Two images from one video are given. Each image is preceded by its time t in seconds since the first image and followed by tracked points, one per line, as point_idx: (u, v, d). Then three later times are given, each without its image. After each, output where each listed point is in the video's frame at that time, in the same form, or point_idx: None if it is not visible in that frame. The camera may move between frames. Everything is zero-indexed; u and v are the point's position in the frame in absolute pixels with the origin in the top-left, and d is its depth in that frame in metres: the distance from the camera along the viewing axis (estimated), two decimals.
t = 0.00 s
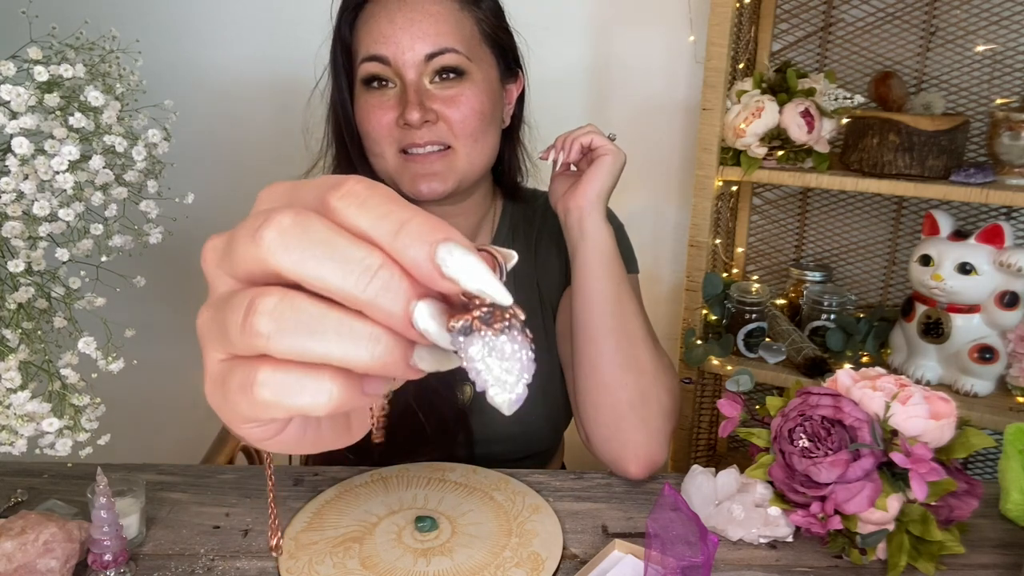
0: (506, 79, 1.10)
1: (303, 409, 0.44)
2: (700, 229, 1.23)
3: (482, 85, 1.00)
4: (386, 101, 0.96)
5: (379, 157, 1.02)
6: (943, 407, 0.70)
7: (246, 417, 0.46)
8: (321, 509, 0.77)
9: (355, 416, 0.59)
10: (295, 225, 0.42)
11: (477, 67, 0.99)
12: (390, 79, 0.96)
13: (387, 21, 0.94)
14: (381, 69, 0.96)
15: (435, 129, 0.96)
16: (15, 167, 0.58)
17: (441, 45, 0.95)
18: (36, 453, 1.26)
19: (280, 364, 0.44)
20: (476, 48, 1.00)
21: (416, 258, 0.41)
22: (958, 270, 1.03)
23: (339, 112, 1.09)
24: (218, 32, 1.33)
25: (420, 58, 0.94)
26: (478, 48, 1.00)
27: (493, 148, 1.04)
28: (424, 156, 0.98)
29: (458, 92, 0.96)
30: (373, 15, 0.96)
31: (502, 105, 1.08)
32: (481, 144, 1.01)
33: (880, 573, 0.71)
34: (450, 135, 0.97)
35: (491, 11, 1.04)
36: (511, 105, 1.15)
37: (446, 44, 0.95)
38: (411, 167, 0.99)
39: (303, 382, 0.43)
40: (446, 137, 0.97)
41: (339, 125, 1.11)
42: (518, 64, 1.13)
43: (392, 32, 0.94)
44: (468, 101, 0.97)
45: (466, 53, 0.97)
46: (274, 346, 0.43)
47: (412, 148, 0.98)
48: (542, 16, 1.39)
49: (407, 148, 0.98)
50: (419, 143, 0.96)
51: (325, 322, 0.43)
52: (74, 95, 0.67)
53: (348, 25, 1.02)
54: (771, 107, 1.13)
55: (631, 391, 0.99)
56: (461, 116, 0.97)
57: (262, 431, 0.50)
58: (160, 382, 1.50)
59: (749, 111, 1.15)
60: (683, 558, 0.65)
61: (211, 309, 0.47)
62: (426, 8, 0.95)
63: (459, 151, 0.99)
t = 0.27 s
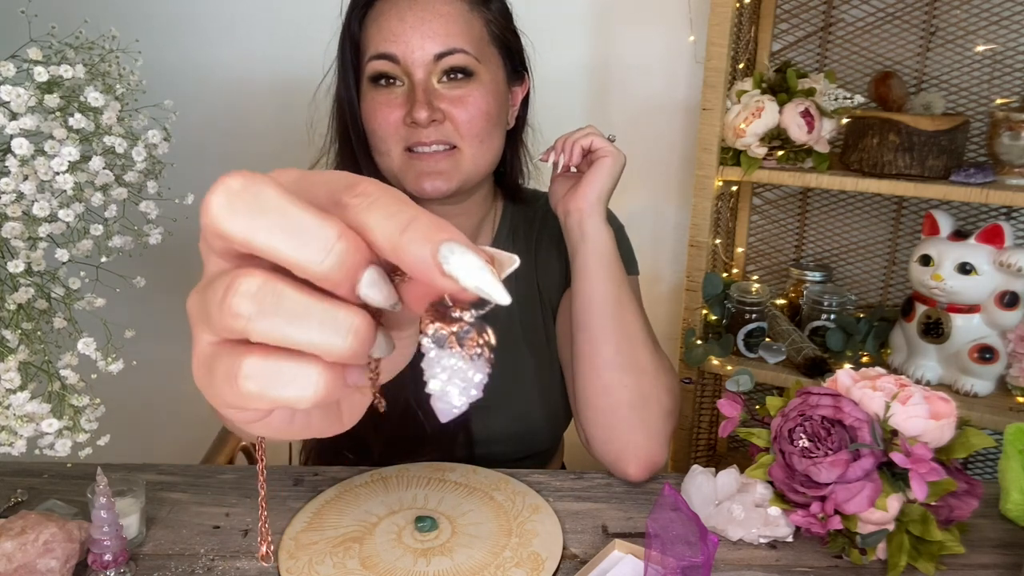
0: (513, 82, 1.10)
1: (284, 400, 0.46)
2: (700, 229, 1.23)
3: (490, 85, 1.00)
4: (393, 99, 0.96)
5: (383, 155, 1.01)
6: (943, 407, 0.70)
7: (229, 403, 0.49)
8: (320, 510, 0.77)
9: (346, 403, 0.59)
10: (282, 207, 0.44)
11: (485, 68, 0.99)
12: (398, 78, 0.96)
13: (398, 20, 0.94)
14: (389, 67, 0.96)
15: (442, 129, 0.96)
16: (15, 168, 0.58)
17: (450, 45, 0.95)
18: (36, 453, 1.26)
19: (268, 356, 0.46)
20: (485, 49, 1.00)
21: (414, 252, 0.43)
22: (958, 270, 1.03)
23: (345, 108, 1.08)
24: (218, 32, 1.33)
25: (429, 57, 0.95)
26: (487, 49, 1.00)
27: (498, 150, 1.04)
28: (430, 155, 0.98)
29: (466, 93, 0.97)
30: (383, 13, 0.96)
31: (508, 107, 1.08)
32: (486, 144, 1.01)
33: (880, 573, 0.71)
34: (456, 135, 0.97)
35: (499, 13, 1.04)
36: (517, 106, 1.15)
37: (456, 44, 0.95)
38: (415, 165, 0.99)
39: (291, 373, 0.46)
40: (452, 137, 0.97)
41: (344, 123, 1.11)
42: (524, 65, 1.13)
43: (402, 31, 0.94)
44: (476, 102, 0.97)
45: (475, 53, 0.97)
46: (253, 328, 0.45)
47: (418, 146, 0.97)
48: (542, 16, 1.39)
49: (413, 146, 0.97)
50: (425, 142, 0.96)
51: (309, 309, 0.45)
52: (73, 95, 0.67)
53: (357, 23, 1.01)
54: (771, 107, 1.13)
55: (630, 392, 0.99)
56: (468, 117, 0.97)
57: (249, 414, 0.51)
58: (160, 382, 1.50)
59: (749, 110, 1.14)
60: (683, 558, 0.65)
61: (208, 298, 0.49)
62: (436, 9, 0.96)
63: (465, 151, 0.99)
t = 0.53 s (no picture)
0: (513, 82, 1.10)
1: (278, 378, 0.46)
2: (700, 229, 1.23)
3: (490, 86, 1.00)
4: (394, 99, 0.96)
5: (384, 154, 1.01)
6: (943, 407, 0.70)
7: (228, 386, 0.49)
8: (320, 510, 0.77)
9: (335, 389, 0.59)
10: (270, 188, 0.43)
11: (486, 68, 1.00)
12: (399, 77, 0.96)
13: (399, 19, 0.94)
14: (390, 67, 0.95)
15: (442, 128, 0.96)
16: (15, 168, 0.58)
17: (451, 44, 0.95)
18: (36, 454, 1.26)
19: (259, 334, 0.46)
20: (486, 49, 1.00)
21: (391, 243, 0.42)
22: (958, 271, 1.03)
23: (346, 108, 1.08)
24: (218, 32, 1.33)
25: (430, 57, 0.95)
26: (488, 49, 1.00)
27: (498, 150, 1.04)
28: (431, 154, 0.97)
29: (467, 92, 0.97)
30: (384, 13, 0.96)
31: (508, 107, 1.08)
32: (487, 144, 1.01)
33: (880, 573, 0.71)
34: (457, 135, 0.97)
35: (500, 13, 1.04)
36: (517, 106, 1.15)
37: (457, 43, 0.96)
38: (416, 164, 0.98)
39: (285, 354, 0.46)
40: (453, 136, 0.97)
41: (345, 123, 1.11)
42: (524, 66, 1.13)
43: (403, 30, 0.94)
44: (476, 102, 0.97)
45: (476, 53, 0.98)
46: (255, 310, 0.44)
47: (418, 146, 0.97)
48: (542, 16, 1.39)
49: (414, 145, 0.97)
50: (426, 141, 0.96)
51: (305, 292, 0.45)
52: (73, 95, 0.67)
53: (358, 23, 1.01)
54: (771, 107, 1.13)
55: (630, 393, 1.00)
56: (469, 116, 0.97)
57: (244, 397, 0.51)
58: (160, 382, 1.50)
59: (749, 111, 1.14)
60: (683, 558, 0.65)
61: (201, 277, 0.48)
62: (437, 8, 0.96)
63: (466, 150, 0.99)
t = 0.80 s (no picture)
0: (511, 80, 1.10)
1: (193, 375, 0.40)
2: (700, 229, 1.23)
3: (489, 84, 1.00)
4: (392, 97, 0.96)
5: (382, 152, 1.01)
6: (943, 407, 0.70)
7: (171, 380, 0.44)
8: (320, 509, 0.77)
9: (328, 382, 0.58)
10: (249, 180, 0.40)
11: (484, 66, 1.00)
12: (396, 75, 0.96)
13: (396, 17, 0.94)
14: (388, 65, 0.95)
15: (440, 126, 0.96)
16: (15, 167, 0.58)
17: (448, 42, 0.95)
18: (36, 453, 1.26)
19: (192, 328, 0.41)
20: (483, 47, 1.00)
21: (356, 244, 0.39)
22: (958, 270, 1.03)
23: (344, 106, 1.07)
24: (218, 31, 1.33)
25: (428, 55, 0.95)
26: (485, 47, 1.01)
27: (497, 149, 1.04)
28: (428, 152, 0.97)
29: (464, 90, 0.97)
30: (381, 11, 0.96)
31: (507, 106, 1.08)
32: (485, 142, 1.01)
33: (880, 573, 0.71)
34: (455, 133, 0.97)
35: (500, 12, 1.04)
36: (516, 106, 1.15)
37: (454, 41, 0.96)
38: (414, 163, 0.98)
39: (209, 354, 0.41)
40: (450, 134, 0.97)
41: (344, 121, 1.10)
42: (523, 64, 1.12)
43: (400, 29, 0.94)
44: (474, 100, 0.97)
45: (473, 51, 0.98)
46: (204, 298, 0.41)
47: (416, 144, 0.97)
48: (542, 16, 1.39)
49: (411, 144, 0.97)
50: (424, 139, 0.96)
51: (261, 284, 0.41)
52: (73, 94, 0.67)
53: (356, 21, 1.01)
54: (771, 107, 1.13)
55: (630, 392, 1.00)
56: (466, 114, 0.97)
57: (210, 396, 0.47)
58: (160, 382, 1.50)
59: (749, 111, 1.15)
60: (683, 558, 0.65)
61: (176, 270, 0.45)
62: (434, 6, 0.96)
63: (463, 148, 0.99)
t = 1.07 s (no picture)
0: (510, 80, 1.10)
1: (106, 357, 0.41)
2: (700, 229, 1.23)
3: (487, 84, 1.00)
4: (390, 97, 0.96)
5: (381, 152, 1.01)
6: (943, 407, 0.70)
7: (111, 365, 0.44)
8: (320, 509, 0.77)
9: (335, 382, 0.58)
10: (225, 178, 0.41)
11: (482, 65, 1.00)
12: (395, 75, 0.96)
13: (394, 17, 0.94)
14: (386, 65, 0.96)
15: (438, 126, 0.96)
16: (15, 168, 0.58)
17: (447, 42, 0.95)
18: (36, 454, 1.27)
19: (139, 314, 0.42)
20: (482, 46, 1.00)
21: (323, 246, 0.39)
22: (958, 270, 1.03)
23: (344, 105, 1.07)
24: (218, 32, 1.33)
25: (426, 54, 0.95)
26: (484, 46, 1.01)
27: (496, 148, 1.05)
28: (427, 151, 0.98)
29: (462, 90, 0.97)
30: (379, 11, 0.96)
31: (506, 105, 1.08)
32: (484, 141, 1.01)
33: (880, 573, 0.71)
34: (453, 133, 0.97)
35: (499, 12, 1.04)
36: (517, 105, 1.15)
37: (452, 41, 0.96)
38: (413, 163, 0.99)
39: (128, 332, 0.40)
40: (449, 134, 0.97)
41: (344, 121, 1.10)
42: (522, 64, 1.12)
43: (399, 29, 0.94)
44: (472, 99, 0.97)
45: (471, 51, 0.98)
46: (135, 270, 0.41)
47: (415, 144, 0.97)
48: (542, 16, 1.39)
49: (409, 144, 0.97)
50: (422, 139, 0.96)
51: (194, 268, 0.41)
52: (73, 95, 0.67)
53: (355, 21, 1.01)
54: (772, 107, 1.13)
55: (631, 392, 0.99)
56: (464, 114, 0.97)
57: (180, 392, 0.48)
58: (160, 383, 1.50)
59: (749, 111, 1.15)
60: (683, 558, 0.65)
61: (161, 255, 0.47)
62: (433, 6, 0.96)
63: (461, 148, 0.99)
